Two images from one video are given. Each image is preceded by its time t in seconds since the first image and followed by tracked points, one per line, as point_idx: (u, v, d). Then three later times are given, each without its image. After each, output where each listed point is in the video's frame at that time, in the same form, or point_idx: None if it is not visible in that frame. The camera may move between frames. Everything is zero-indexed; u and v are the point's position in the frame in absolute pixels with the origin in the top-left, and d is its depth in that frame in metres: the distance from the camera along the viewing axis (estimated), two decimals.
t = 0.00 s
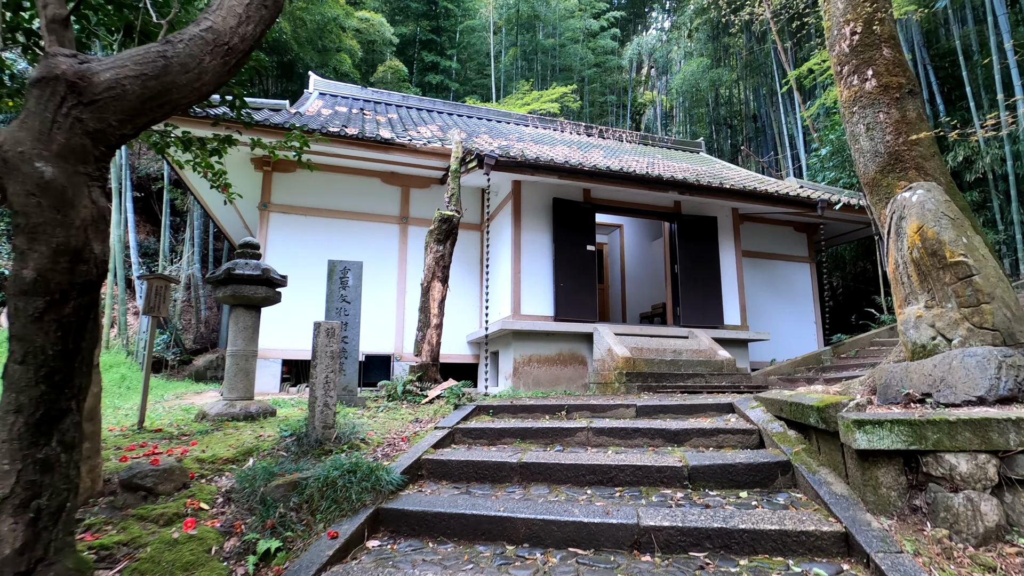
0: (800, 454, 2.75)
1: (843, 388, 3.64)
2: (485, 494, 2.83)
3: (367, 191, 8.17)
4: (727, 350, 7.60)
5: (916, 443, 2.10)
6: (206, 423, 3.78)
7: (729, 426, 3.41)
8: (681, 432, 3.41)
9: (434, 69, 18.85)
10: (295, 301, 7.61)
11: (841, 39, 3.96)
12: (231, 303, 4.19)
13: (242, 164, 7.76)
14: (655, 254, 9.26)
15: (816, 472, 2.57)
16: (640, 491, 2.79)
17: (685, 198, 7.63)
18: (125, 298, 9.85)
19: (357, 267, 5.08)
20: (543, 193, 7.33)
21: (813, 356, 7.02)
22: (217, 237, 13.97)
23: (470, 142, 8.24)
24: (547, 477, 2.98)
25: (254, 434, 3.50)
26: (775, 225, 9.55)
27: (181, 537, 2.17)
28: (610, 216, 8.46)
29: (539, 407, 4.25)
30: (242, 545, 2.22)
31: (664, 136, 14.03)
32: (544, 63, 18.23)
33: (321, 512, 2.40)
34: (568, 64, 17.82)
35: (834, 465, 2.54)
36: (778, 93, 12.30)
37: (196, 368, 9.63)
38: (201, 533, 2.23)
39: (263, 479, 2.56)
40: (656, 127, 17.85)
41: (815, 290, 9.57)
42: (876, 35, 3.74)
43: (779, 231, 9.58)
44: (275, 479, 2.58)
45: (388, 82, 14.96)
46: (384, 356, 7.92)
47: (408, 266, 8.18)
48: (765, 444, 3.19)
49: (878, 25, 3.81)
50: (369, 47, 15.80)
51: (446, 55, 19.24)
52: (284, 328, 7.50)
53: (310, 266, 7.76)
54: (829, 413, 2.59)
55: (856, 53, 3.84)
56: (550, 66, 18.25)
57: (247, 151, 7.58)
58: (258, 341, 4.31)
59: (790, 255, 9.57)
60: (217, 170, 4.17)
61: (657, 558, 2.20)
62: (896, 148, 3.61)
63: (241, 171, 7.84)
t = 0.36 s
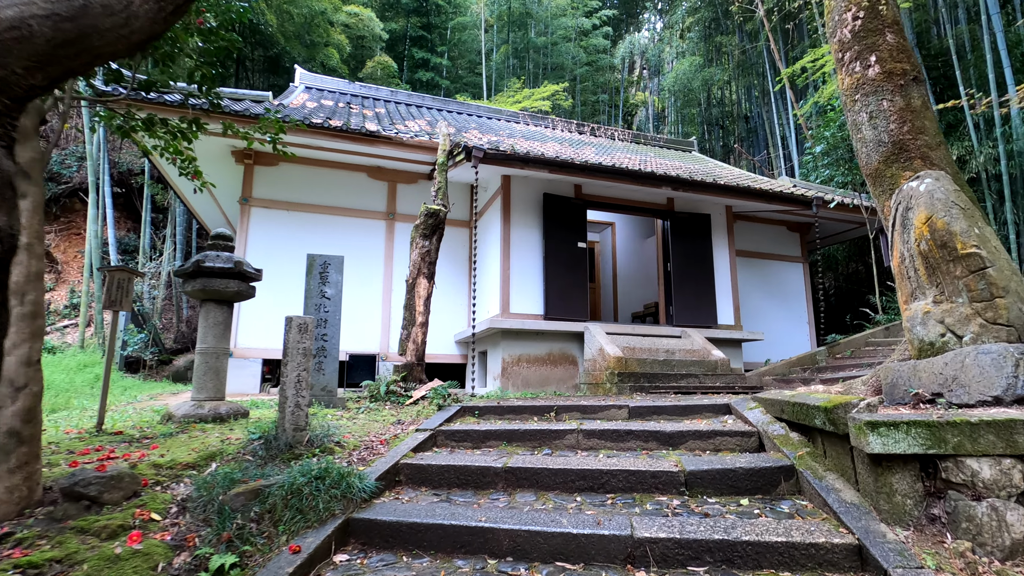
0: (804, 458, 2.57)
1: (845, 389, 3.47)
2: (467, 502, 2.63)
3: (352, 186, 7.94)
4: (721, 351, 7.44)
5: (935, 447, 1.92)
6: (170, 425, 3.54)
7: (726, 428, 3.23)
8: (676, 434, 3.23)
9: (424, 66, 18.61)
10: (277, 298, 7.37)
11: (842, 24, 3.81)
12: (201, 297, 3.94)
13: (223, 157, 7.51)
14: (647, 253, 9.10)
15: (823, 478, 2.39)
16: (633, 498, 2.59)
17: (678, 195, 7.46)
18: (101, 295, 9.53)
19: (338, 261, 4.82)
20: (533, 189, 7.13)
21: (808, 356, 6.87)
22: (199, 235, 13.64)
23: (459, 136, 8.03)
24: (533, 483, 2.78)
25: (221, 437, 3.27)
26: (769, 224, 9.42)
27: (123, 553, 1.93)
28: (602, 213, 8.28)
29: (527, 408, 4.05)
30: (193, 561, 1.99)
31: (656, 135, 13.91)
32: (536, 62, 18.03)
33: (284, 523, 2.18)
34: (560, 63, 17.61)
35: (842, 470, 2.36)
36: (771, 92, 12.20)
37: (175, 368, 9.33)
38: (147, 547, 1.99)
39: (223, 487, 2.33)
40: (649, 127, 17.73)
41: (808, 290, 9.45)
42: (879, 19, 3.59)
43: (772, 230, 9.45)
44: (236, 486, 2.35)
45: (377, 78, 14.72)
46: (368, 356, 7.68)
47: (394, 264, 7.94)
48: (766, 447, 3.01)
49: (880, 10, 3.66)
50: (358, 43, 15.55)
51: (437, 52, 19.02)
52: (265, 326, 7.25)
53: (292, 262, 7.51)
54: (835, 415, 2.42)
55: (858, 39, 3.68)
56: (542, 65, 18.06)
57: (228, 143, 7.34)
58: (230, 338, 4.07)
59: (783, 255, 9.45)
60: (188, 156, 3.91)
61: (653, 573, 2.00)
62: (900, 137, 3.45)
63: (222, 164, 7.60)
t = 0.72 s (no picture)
0: (815, 497, 2.33)
1: (853, 414, 3.23)
2: (443, 546, 2.36)
3: (336, 190, 7.66)
4: (717, 362, 7.21)
5: (971, 497, 1.68)
6: (123, 452, 3.25)
7: (728, 458, 2.98)
8: (672, 464, 2.98)
9: (415, 68, 18.35)
10: (256, 307, 7.07)
11: (848, 24, 3.59)
12: (162, 311, 3.66)
13: (202, 160, 7.22)
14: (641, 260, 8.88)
15: (838, 522, 2.15)
16: (627, 542, 2.33)
17: (673, 201, 7.23)
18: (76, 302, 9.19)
19: (315, 270, 4.58)
20: (523, 194, 6.88)
21: (807, 368, 6.65)
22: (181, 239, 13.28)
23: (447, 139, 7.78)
24: (517, 523, 2.52)
25: (177, 467, 2.99)
26: (764, 231, 9.22)
27: None
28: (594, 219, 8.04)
29: (513, 430, 3.79)
30: None
31: (649, 140, 13.73)
32: (529, 64, 17.72)
33: None
34: (553, 66, 17.38)
35: (860, 514, 2.12)
36: (766, 97, 12.05)
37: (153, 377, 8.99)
38: None
39: (163, 538, 2.05)
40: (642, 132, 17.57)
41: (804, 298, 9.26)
42: (888, 19, 3.37)
43: (768, 237, 9.25)
44: (179, 535, 2.08)
45: (366, 80, 14.45)
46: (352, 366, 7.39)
47: (379, 270, 7.66)
48: (770, 480, 2.77)
49: (888, 9, 3.45)
50: (348, 44, 15.29)
51: (429, 54, 18.77)
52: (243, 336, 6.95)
53: (273, 269, 7.22)
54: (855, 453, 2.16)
55: (866, 39, 3.46)
56: (534, 67, 17.75)
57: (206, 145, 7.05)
58: (194, 355, 3.78)
59: (779, 262, 9.25)
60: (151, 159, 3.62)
61: None
62: (912, 144, 3.22)
63: (200, 167, 7.30)
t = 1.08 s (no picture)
0: (829, 519, 2.14)
1: (862, 425, 3.06)
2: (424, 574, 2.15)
3: (323, 189, 7.44)
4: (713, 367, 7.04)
5: (1013, 528, 1.51)
6: (83, 466, 3.01)
7: (731, 472, 2.80)
8: (672, 479, 2.80)
9: (408, 67, 18.13)
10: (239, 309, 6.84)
11: (856, 15, 3.42)
12: (128, 314, 3.43)
13: (184, 157, 6.99)
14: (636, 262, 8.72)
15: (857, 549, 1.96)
16: (626, 568, 2.14)
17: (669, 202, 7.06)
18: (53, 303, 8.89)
19: (296, 271, 4.39)
20: (516, 194, 6.69)
21: (806, 374, 6.50)
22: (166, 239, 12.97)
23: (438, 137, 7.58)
24: (505, 546, 2.31)
25: (139, 482, 2.76)
26: (761, 233, 9.08)
27: None
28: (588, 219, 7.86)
29: (503, 440, 3.59)
30: None
31: (644, 141, 13.58)
32: (522, 65, 17.37)
33: None
34: (547, 66, 17.18)
35: (880, 540, 1.93)
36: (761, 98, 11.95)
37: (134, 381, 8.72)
38: None
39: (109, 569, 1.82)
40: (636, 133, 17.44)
41: (800, 302, 9.12)
42: (899, 9, 3.21)
43: (764, 240, 9.11)
44: (128, 566, 1.86)
45: (357, 78, 14.23)
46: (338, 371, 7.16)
47: (367, 272, 7.45)
48: (778, 497, 2.59)
49: None
50: (339, 42, 15.07)
51: (421, 53, 18.54)
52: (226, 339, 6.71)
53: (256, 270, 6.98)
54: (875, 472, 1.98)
55: (875, 30, 3.30)
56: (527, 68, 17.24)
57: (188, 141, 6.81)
58: (163, 360, 3.55)
59: (775, 266, 9.11)
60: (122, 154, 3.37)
61: None
62: (924, 140, 3.06)
63: (182, 164, 7.06)
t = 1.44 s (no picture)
0: (865, 559, 1.88)
1: (886, 443, 2.79)
2: None
3: (309, 187, 7.14)
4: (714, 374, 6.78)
5: None
6: (26, 489, 2.71)
7: (746, 496, 2.54)
8: (680, 504, 2.53)
9: (400, 65, 17.85)
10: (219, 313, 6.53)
11: None
12: (82, 319, 3.12)
13: (162, 152, 6.67)
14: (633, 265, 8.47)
15: None
16: None
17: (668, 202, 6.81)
18: (27, 304, 8.53)
19: (274, 273, 4.10)
20: (510, 193, 6.41)
21: (810, 382, 6.26)
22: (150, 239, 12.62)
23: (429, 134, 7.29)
24: None
25: (85, 509, 2.46)
26: (760, 236, 8.86)
27: None
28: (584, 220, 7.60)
29: (493, 457, 3.31)
30: None
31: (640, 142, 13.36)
32: (517, 64, 17.16)
33: None
34: (542, 65, 16.95)
35: None
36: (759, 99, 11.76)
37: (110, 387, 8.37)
38: None
39: None
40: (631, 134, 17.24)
41: (800, 307, 8.91)
42: None
43: (764, 242, 8.89)
44: None
45: (348, 76, 13.94)
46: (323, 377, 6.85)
47: (355, 274, 7.15)
48: (799, 526, 2.33)
49: None
50: (330, 38, 14.78)
51: (414, 51, 18.27)
52: (205, 344, 6.41)
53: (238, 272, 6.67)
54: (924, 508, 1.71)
55: (897, 15, 3.06)
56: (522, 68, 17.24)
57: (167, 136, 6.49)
58: (123, 370, 3.25)
59: (775, 269, 8.89)
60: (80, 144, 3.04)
61: None
62: (952, 133, 2.81)
63: (161, 160, 6.75)
